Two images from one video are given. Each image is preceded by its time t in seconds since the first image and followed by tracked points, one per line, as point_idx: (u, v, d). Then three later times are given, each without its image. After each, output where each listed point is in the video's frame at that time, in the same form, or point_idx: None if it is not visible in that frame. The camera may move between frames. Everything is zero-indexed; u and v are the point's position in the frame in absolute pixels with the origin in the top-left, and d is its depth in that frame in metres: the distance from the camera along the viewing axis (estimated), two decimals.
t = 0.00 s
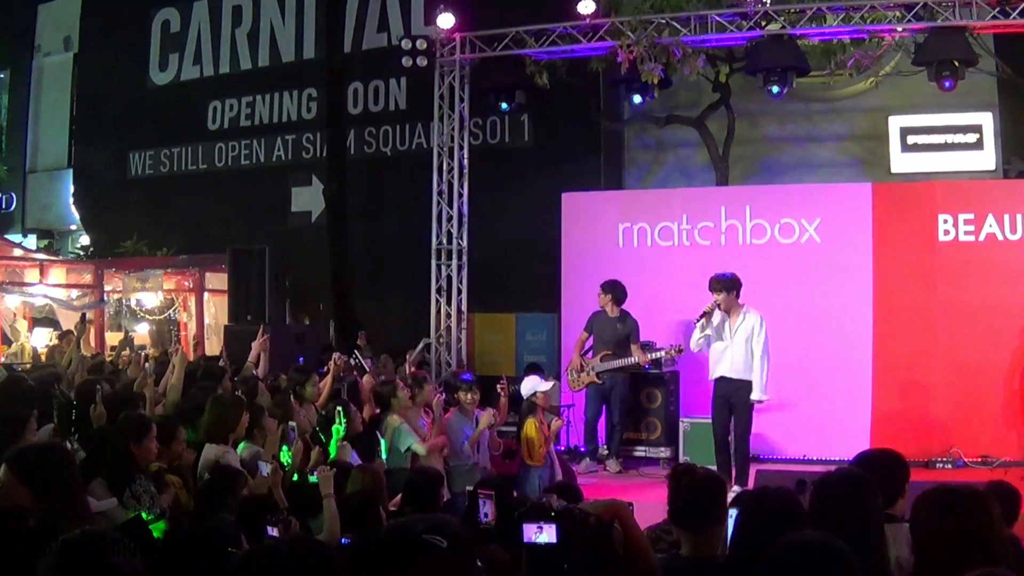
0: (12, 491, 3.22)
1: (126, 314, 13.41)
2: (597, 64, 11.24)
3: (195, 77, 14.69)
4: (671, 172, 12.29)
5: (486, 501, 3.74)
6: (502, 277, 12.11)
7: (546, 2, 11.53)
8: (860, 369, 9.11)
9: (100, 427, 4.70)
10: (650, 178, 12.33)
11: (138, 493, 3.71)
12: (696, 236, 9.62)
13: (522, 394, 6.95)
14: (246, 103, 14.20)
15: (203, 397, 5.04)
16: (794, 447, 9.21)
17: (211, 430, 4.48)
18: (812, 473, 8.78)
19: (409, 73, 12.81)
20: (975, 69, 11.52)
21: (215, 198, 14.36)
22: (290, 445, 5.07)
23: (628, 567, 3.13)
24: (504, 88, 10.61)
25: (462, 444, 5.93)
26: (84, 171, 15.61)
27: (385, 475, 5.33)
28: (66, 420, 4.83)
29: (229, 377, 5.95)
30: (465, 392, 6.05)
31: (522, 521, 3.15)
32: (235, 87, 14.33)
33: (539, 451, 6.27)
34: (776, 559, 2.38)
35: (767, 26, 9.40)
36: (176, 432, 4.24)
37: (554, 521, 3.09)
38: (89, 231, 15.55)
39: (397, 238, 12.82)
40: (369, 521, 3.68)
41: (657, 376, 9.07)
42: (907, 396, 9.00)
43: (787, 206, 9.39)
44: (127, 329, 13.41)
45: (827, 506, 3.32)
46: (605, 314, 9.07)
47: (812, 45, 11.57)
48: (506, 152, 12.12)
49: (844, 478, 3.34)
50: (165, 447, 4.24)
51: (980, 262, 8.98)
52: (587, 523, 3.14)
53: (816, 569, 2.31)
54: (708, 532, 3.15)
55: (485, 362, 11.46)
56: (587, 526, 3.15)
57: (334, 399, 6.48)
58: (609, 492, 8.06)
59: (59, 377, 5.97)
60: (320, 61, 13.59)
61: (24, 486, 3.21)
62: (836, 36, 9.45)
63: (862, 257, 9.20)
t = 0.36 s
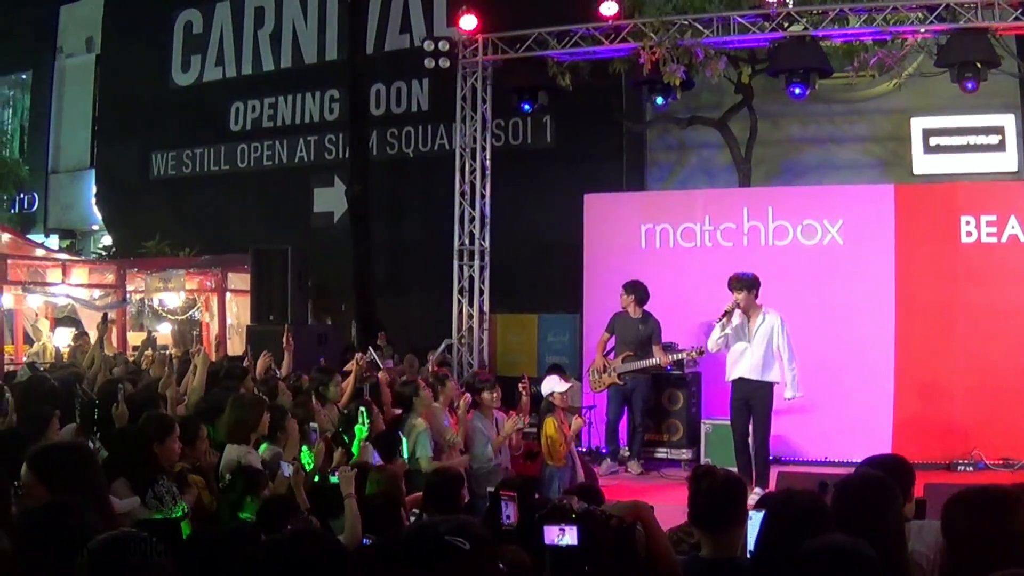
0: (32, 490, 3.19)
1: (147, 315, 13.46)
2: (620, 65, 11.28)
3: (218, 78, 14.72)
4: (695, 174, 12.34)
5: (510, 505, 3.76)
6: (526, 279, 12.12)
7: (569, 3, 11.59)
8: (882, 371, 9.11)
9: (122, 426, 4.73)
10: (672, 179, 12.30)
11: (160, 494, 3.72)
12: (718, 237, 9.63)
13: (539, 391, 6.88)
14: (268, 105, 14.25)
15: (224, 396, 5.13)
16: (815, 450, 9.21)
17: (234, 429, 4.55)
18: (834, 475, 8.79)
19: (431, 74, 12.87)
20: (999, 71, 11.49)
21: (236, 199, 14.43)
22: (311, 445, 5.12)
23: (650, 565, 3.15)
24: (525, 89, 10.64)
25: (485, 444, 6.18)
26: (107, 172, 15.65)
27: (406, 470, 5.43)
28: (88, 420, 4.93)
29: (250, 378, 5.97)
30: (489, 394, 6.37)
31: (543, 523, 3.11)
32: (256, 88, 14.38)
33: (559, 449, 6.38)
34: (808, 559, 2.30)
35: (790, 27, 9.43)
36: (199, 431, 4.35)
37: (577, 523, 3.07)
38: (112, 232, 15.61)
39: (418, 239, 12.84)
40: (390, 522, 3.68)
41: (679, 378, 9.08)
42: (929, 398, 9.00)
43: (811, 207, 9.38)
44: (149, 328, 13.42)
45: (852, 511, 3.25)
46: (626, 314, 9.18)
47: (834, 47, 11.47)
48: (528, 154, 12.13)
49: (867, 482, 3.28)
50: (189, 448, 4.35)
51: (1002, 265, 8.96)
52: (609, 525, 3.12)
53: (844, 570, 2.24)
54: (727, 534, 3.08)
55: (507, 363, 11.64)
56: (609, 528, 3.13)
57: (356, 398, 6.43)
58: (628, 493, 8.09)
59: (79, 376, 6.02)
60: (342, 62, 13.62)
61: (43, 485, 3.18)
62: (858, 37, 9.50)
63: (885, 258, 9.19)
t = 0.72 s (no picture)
0: (35, 494, 2.90)
1: (159, 318, 13.47)
2: (628, 67, 11.29)
3: (227, 82, 14.76)
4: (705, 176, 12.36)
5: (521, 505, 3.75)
6: (536, 282, 12.12)
7: (578, 6, 11.61)
8: (891, 373, 9.10)
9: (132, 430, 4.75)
10: (682, 181, 12.29)
11: (170, 498, 3.68)
12: (727, 239, 9.62)
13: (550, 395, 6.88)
14: (277, 110, 14.25)
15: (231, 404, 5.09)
16: (825, 452, 9.20)
17: (243, 433, 4.54)
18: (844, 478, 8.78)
19: (440, 77, 12.86)
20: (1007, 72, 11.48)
21: (244, 203, 14.46)
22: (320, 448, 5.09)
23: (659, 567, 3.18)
24: (534, 93, 10.69)
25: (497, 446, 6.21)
26: (117, 177, 15.70)
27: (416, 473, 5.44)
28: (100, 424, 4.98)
29: (259, 384, 6.07)
30: (498, 399, 6.36)
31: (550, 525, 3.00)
32: (263, 92, 14.40)
33: (563, 450, 6.33)
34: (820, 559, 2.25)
35: (798, 29, 9.51)
36: (207, 437, 4.37)
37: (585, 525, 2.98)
38: (122, 237, 15.63)
39: (427, 242, 12.84)
40: (400, 524, 3.67)
41: (688, 380, 9.07)
42: (937, 400, 9.00)
43: (820, 209, 9.37)
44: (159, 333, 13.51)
45: (858, 508, 3.21)
46: (635, 317, 9.17)
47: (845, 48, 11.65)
48: (538, 157, 12.17)
49: (876, 481, 3.24)
50: (199, 452, 4.37)
51: (1012, 266, 8.95)
52: (616, 529, 3.09)
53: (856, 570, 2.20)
54: (735, 536, 3.07)
55: (516, 366, 11.63)
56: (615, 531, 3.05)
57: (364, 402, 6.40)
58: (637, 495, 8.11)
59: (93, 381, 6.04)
60: (351, 66, 13.57)
61: (48, 488, 2.89)
62: (867, 39, 9.50)
63: (894, 260, 9.18)
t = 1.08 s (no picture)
0: (24, 497, 2.88)
1: (153, 322, 13.52)
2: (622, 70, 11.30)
3: (221, 86, 14.76)
4: (699, 179, 12.38)
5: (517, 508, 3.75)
6: (531, 285, 12.12)
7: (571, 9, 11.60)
8: (886, 374, 9.10)
9: (129, 428, 4.75)
10: (676, 185, 12.39)
11: (165, 501, 3.72)
12: (721, 241, 9.63)
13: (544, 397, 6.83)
14: (272, 112, 14.25)
15: (227, 405, 5.10)
16: (821, 453, 9.20)
17: (237, 435, 4.53)
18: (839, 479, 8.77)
19: (434, 80, 12.87)
20: (1001, 73, 11.48)
21: (239, 206, 14.46)
22: (315, 451, 5.11)
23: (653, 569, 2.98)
24: (528, 95, 10.70)
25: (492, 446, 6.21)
26: (112, 180, 15.69)
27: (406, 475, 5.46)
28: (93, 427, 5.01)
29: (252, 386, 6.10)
30: (491, 400, 6.40)
31: (545, 527, 3.05)
32: (258, 95, 14.41)
33: (556, 453, 6.44)
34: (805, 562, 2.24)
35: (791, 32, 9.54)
36: (200, 438, 4.37)
37: (580, 527, 2.99)
38: (116, 240, 15.63)
39: (422, 245, 12.84)
40: (391, 528, 3.67)
41: (684, 382, 9.05)
42: (932, 401, 9.00)
43: (814, 211, 9.37)
44: (154, 336, 13.49)
45: (846, 509, 3.19)
46: (630, 320, 9.13)
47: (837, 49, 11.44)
48: (532, 159, 12.17)
49: (868, 482, 3.21)
50: (191, 455, 4.38)
51: (1006, 267, 8.95)
52: (610, 530, 3.01)
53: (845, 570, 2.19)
54: (727, 538, 3.07)
55: (511, 369, 11.64)
56: (610, 533, 3.02)
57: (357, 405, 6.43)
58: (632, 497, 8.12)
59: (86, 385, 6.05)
60: (345, 69, 13.60)
61: (39, 492, 2.86)
62: (862, 41, 9.47)
63: (889, 261, 9.19)
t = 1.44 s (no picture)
0: (20, 500, 2.87)
1: (152, 323, 13.46)
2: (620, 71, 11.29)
3: (219, 87, 14.76)
4: (697, 180, 12.40)
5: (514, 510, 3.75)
6: (529, 286, 12.12)
7: (570, 10, 11.61)
8: (884, 375, 9.10)
9: (131, 427, 4.81)
10: (674, 186, 12.42)
11: (163, 502, 3.69)
12: (719, 242, 9.63)
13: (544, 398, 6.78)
14: (270, 114, 14.25)
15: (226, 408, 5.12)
16: (819, 454, 9.20)
17: (238, 436, 4.56)
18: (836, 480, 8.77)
19: (432, 81, 12.89)
20: (999, 74, 11.48)
21: (237, 207, 14.46)
22: (314, 453, 5.09)
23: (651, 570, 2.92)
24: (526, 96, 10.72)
25: (488, 448, 6.26)
26: (111, 182, 15.69)
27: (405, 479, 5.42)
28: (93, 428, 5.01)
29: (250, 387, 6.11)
30: (483, 401, 6.36)
31: (543, 527, 3.13)
32: (257, 96, 14.42)
33: (554, 455, 6.38)
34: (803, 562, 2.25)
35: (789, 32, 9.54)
36: (198, 442, 4.35)
37: (576, 528, 3.05)
38: (115, 242, 15.64)
39: (420, 246, 12.84)
40: (388, 531, 3.68)
41: (683, 384, 9.05)
42: (931, 402, 9.00)
43: (812, 212, 9.38)
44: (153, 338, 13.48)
45: (840, 508, 3.20)
46: (629, 322, 9.14)
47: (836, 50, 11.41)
48: (531, 159, 12.17)
49: (863, 484, 3.21)
50: (190, 457, 4.37)
51: (1005, 268, 8.95)
52: (608, 530, 3.00)
53: (836, 570, 2.20)
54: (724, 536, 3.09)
55: (509, 369, 11.63)
56: (608, 532, 3.02)
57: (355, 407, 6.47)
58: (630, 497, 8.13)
59: (83, 387, 6.05)
60: (344, 70, 13.61)
61: (34, 494, 2.86)
62: (860, 41, 9.44)
63: (887, 262, 9.19)
